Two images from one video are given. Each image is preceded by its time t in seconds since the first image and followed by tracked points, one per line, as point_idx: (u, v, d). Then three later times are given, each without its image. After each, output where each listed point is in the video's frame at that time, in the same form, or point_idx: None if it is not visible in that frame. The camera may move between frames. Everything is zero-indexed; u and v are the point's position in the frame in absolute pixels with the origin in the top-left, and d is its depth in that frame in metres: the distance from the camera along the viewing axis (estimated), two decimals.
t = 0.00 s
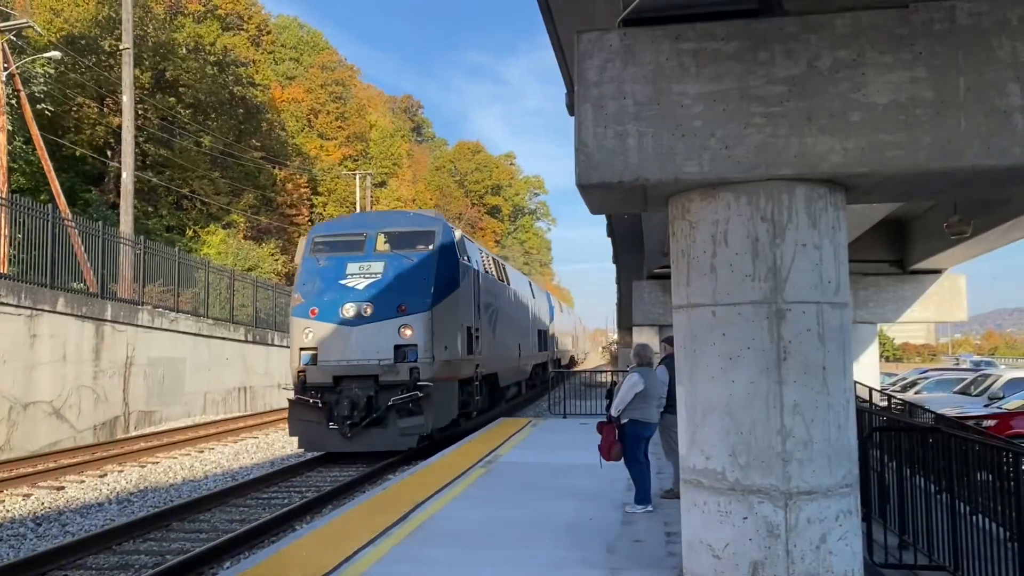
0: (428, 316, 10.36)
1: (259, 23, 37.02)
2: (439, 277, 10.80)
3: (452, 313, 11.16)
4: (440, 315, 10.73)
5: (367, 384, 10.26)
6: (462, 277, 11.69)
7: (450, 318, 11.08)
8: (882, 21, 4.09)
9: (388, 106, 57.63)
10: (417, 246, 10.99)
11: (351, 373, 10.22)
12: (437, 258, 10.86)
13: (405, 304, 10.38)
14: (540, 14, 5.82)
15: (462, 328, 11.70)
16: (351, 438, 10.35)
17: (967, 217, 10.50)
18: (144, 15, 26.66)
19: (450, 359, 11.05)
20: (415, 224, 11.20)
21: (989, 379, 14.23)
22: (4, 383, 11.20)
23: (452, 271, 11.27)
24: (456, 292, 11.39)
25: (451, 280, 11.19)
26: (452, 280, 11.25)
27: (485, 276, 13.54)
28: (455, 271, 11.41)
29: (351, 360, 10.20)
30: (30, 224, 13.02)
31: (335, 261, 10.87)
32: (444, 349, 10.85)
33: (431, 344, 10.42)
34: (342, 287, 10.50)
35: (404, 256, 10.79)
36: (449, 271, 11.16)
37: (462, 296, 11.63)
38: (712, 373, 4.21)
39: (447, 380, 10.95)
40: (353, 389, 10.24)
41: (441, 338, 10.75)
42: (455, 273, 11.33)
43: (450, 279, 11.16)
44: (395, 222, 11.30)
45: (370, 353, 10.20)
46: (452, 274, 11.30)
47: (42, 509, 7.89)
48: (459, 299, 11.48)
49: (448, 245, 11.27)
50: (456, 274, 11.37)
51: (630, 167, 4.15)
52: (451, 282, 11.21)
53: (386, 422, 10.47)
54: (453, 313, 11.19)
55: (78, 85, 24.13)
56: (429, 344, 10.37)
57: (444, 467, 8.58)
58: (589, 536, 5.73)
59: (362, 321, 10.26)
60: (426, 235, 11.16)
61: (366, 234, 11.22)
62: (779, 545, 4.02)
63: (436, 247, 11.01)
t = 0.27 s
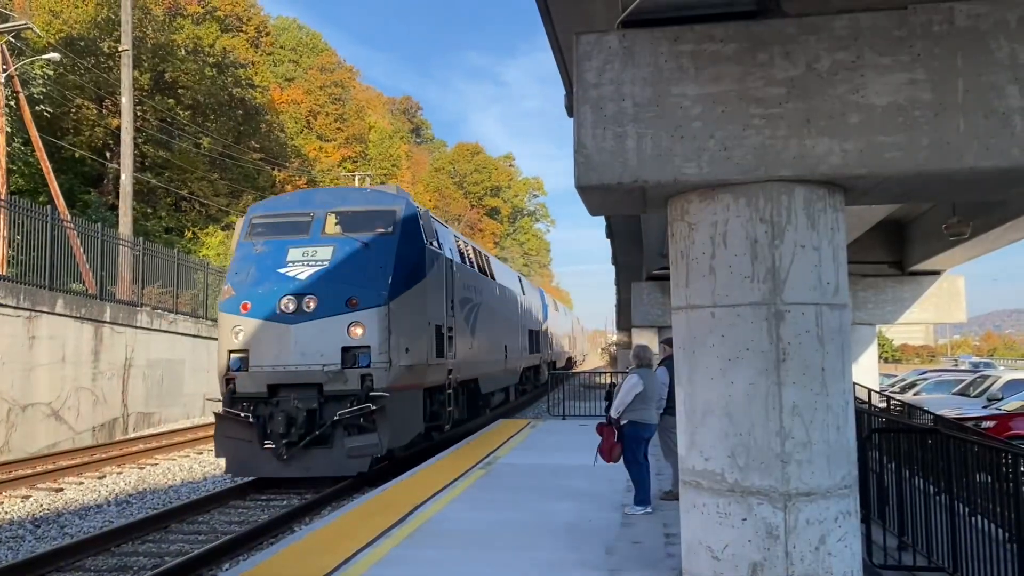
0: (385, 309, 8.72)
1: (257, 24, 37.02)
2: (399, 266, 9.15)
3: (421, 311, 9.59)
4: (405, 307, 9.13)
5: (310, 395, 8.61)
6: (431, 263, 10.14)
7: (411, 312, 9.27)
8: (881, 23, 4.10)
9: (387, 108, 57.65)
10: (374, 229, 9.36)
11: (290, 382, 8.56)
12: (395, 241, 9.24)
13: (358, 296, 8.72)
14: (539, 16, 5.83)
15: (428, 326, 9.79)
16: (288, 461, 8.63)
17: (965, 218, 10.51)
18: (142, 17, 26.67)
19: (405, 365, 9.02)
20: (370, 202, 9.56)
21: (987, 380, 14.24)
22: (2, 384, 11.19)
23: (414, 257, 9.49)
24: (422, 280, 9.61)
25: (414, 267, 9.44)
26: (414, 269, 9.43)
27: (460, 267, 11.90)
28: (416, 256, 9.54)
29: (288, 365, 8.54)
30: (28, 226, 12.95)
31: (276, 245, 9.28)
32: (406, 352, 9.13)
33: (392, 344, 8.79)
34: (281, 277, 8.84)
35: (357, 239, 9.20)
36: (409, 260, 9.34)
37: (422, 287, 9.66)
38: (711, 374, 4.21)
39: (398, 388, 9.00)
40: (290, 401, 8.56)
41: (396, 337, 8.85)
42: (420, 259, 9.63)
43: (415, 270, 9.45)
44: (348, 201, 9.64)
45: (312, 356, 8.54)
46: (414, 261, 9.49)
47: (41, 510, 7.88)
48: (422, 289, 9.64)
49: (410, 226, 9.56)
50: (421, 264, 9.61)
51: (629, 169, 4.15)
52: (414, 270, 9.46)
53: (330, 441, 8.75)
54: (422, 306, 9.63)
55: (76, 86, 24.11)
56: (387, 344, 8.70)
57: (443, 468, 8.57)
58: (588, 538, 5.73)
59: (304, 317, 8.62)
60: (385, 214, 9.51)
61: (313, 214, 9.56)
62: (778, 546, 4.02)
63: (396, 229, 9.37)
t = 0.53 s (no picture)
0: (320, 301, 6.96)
1: (257, 26, 36.99)
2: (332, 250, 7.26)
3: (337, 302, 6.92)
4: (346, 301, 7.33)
5: (222, 412, 6.87)
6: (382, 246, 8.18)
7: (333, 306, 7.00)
8: (880, 25, 4.10)
9: (387, 109, 57.67)
10: (310, 201, 7.67)
11: (196, 395, 6.85)
12: (335, 218, 7.48)
13: (286, 285, 6.94)
14: (538, 18, 5.83)
15: (366, 325, 7.74)
16: (192, 496, 6.86)
17: (965, 220, 10.50)
18: (142, 19, 26.68)
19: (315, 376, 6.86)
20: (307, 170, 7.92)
21: (987, 382, 14.23)
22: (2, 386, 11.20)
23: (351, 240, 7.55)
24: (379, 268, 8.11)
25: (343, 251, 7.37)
26: (361, 250, 7.70)
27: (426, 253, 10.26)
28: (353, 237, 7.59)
29: (195, 373, 6.80)
30: (28, 227, 12.90)
31: (188, 222, 7.56)
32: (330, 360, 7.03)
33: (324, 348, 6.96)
34: (191, 260, 7.14)
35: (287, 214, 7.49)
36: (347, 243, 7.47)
37: (358, 278, 7.56)
38: (710, 376, 4.21)
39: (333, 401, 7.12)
40: (196, 420, 6.87)
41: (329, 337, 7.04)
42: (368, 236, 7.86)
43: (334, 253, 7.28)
44: (283, 168, 8.02)
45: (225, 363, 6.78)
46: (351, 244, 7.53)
47: (40, 512, 7.89)
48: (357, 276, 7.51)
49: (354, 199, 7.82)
50: (370, 247, 7.86)
51: (628, 171, 4.16)
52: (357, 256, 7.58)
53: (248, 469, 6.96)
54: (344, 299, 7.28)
55: (76, 88, 24.07)
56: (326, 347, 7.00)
57: (442, 470, 8.57)
58: (588, 540, 5.73)
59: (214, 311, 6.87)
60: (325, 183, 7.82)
61: (237, 183, 7.90)
62: (778, 549, 4.02)
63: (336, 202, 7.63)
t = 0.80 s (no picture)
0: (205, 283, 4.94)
1: (257, 28, 37.02)
2: (248, 215, 5.43)
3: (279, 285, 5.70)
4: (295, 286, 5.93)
5: (73, 437, 4.87)
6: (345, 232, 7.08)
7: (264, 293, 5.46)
8: (880, 27, 4.10)
9: (387, 111, 57.72)
10: (209, 154, 5.69)
11: (35, 413, 4.84)
12: (242, 173, 5.56)
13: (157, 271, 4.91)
14: (538, 21, 5.84)
15: (285, 318, 5.73)
16: (25, 555, 4.89)
17: (965, 222, 10.51)
18: (142, 21, 26.72)
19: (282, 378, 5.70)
20: (211, 116, 6.00)
21: (986, 384, 14.22)
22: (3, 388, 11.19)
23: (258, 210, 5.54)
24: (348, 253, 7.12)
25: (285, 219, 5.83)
26: (276, 217, 5.72)
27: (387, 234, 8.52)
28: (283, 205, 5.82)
29: (32, 388, 4.82)
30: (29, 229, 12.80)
31: (46, 184, 5.59)
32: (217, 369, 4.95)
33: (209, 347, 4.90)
34: (35, 232, 5.13)
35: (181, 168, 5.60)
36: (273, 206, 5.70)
37: (268, 254, 5.54)
38: (711, 378, 4.21)
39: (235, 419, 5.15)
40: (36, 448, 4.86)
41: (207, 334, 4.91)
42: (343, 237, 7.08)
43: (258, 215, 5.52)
44: (174, 117, 6.07)
45: (75, 373, 4.81)
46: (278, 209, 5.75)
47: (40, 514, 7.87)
48: (307, 261, 6.13)
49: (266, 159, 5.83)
50: (286, 213, 5.85)
51: (628, 172, 4.16)
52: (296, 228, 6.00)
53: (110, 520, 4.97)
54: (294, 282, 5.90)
55: (76, 90, 24.05)
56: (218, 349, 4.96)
57: (442, 472, 8.56)
58: (588, 542, 5.72)
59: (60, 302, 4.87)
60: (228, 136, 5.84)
61: (115, 134, 5.96)
62: (778, 550, 4.01)
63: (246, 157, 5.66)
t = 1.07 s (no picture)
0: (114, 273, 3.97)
1: (257, 31, 37.04)
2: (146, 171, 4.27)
3: (231, 272, 5.07)
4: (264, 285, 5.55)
5: None
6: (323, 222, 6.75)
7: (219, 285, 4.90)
8: (880, 29, 4.11)
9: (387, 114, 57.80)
10: (15, 67, 4.07)
11: None
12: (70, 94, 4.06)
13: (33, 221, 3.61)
14: (539, 23, 5.85)
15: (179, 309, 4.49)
16: None
17: (965, 224, 10.52)
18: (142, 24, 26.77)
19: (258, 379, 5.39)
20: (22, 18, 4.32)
21: (987, 387, 14.21)
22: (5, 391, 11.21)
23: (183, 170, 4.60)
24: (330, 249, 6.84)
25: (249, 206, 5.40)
26: (121, 149, 4.15)
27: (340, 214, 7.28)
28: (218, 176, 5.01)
29: None
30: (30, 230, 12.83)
31: None
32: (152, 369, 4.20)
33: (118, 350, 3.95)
34: None
35: None
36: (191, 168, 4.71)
37: (115, 204, 4.04)
38: (711, 380, 4.21)
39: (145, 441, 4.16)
40: None
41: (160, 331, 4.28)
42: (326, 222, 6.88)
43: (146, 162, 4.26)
44: None
45: None
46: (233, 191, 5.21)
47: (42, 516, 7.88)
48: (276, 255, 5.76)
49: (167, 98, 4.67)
50: (142, 153, 4.27)
51: (628, 174, 4.16)
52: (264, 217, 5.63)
53: None
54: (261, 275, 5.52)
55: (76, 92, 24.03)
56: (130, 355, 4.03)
57: (442, 474, 8.56)
58: (587, 544, 5.71)
59: None
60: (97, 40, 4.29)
61: None
62: (778, 553, 4.01)
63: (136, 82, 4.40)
